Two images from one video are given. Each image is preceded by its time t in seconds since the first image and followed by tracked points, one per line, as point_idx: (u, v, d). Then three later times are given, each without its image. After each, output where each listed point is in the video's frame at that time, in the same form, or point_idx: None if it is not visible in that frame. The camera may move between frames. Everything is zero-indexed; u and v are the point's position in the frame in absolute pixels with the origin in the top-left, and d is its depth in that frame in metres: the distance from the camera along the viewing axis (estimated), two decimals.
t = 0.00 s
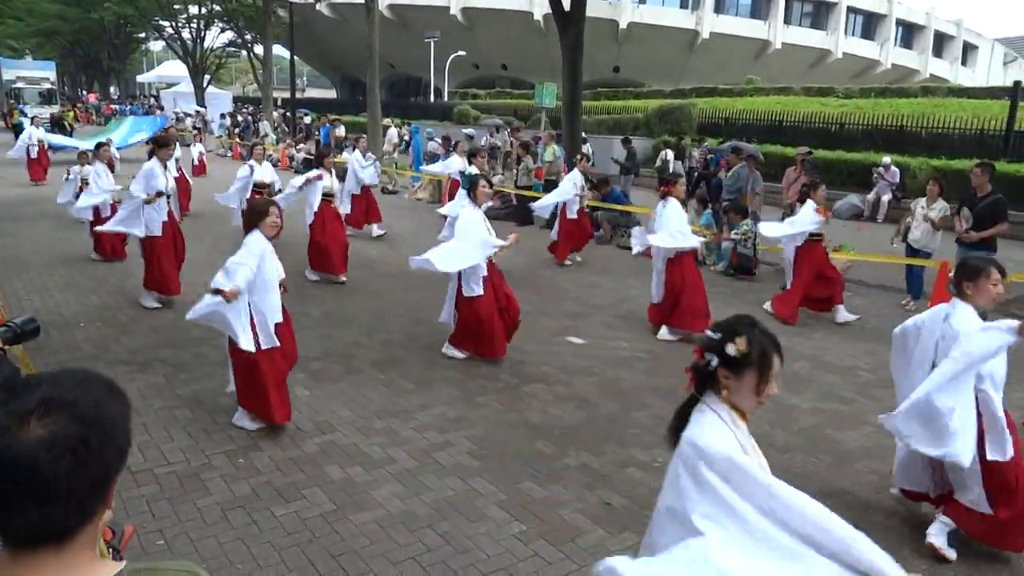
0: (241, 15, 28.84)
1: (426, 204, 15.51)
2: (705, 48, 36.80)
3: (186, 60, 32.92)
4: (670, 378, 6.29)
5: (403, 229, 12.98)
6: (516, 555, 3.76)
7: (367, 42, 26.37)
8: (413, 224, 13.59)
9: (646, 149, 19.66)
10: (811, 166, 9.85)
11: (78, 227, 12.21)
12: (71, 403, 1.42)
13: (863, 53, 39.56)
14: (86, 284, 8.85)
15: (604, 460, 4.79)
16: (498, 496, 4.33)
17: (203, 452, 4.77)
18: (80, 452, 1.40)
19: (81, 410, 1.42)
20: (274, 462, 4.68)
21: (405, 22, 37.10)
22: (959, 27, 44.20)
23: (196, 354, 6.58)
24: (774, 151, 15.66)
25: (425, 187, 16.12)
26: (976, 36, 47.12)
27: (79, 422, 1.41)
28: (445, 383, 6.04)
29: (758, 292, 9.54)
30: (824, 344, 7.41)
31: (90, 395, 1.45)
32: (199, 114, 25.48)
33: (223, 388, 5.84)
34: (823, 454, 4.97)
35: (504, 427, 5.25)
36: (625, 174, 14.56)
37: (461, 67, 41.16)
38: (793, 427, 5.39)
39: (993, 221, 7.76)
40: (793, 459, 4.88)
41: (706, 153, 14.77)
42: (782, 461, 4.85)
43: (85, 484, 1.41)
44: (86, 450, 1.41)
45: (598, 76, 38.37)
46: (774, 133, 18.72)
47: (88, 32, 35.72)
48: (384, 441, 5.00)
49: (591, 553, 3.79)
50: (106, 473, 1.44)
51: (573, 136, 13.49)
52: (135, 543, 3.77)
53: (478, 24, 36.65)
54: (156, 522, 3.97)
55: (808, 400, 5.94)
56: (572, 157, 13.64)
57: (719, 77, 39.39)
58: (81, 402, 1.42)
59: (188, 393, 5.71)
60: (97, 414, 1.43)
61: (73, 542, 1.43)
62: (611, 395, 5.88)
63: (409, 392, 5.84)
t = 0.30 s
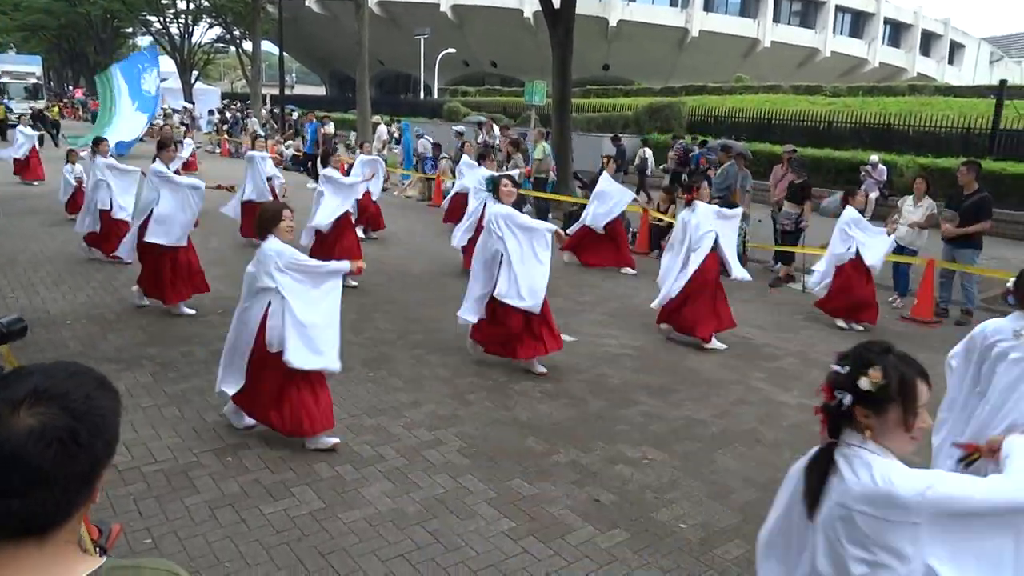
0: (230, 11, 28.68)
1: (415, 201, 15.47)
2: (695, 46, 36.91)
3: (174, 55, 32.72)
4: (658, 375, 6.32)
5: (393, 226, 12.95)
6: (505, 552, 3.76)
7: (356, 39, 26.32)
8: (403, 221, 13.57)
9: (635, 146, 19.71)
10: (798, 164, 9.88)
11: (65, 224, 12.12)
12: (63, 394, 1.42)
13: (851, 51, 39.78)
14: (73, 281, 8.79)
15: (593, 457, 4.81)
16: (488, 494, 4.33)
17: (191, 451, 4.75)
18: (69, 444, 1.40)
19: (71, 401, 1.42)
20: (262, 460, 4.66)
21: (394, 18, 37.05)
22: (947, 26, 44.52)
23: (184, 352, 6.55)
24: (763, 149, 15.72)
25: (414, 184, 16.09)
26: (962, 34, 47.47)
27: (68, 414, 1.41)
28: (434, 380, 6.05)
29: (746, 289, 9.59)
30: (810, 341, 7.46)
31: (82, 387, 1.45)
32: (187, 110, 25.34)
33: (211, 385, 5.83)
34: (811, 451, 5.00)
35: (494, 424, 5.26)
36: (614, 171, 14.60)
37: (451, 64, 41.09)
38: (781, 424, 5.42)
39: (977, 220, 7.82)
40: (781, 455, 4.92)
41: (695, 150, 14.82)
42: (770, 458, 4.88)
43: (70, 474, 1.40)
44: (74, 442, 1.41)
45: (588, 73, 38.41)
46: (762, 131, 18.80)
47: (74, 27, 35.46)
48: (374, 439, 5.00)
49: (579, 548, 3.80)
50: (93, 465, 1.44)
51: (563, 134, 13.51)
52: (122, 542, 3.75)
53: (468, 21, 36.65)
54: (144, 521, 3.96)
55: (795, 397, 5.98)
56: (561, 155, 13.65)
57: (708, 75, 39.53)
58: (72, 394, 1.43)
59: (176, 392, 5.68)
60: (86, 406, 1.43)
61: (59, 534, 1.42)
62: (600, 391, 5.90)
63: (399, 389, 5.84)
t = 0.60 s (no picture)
0: (203, 7, 28.37)
1: (392, 200, 15.41)
2: (670, 45, 37.14)
3: (147, 51, 32.33)
4: (633, 372, 6.36)
5: (369, 225, 12.89)
6: (481, 551, 3.77)
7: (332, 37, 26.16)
8: (379, 219, 13.51)
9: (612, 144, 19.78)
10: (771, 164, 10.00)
11: (33, 223, 11.92)
12: (12, 388, 1.48)
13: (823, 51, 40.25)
14: (42, 280, 8.65)
15: (567, 454, 4.83)
16: (463, 492, 4.33)
17: (162, 452, 4.70)
18: (15, 436, 1.46)
19: (20, 395, 1.48)
20: (235, 461, 4.62)
21: (370, 16, 36.87)
22: (917, 27, 45.19)
23: (155, 352, 6.47)
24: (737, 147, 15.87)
25: (391, 182, 16.03)
26: (932, 35, 48.20)
27: (16, 407, 1.47)
28: (409, 379, 6.03)
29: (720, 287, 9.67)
30: (784, 338, 7.55)
31: (32, 379, 1.51)
32: (160, 108, 25.03)
33: (183, 385, 5.77)
34: (782, 446, 5.05)
35: (469, 423, 5.25)
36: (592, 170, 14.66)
37: (428, 62, 40.99)
38: (753, 420, 5.48)
39: (946, 218, 7.99)
40: (753, 451, 4.97)
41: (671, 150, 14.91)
42: (742, 454, 4.93)
43: (16, 466, 1.47)
44: (20, 436, 1.47)
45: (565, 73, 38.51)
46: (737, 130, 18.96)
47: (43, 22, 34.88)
48: (348, 438, 4.97)
49: (554, 545, 3.82)
50: (41, 458, 1.51)
51: (539, 133, 13.53)
52: (92, 546, 3.70)
53: (445, 19, 36.57)
54: (114, 524, 3.91)
55: (768, 393, 6.04)
56: (538, 153, 13.68)
57: (684, 74, 39.78)
58: (20, 388, 1.49)
59: (147, 392, 5.61)
60: (33, 400, 1.49)
61: (9, 521, 1.49)
62: (575, 389, 5.93)
63: (374, 388, 5.81)
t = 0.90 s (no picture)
0: (177, 7, 28.07)
1: (370, 201, 15.34)
2: (648, 46, 37.31)
3: (120, 52, 31.98)
4: (612, 371, 6.38)
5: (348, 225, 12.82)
6: (461, 552, 3.75)
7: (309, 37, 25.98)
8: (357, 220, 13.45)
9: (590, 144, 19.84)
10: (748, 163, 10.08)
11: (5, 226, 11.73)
12: None
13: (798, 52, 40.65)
14: (13, 284, 8.51)
15: (547, 454, 4.84)
16: (443, 493, 4.32)
17: (139, 457, 4.63)
18: None
19: None
20: (213, 464, 4.58)
21: (347, 16, 36.66)
22: (890, 28, 45.78)
23: (131, 355, 6.39)
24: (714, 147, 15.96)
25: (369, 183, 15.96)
26: (904, 35, 48.82)
27: None
28: (389, 380, 6.01)
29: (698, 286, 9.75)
30: (761, 336, 7.61)
31: None
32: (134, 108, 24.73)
33: (159, 388, 5.70)
34: (760, 444, 5.09)
35: (450, 424, 5.24)
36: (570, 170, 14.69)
37: (405, 62, 40.89)
38: (732, 419, 5.52)
39: (920, 217, 8.08)
40: (732, 449, 5.00)
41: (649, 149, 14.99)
42: (721, 452, 4.96)
43: None
44: None
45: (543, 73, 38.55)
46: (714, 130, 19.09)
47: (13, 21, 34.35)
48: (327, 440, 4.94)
49: (535, 545, 3.82)
50: (13, 459, 1.51)
51: (518, 133, 13.54)
52: (66, 552, 3.64)
53: (423, 19, 36.47)
54: (89, 529, 3.85)
55: (746, 391, 6.09)
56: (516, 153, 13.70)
57: (661, 75, 39.98)
58: None
59: (123, 396, 5.54)
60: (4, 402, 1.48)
61: None
62: (554, 389, 5.93)
63: (353, 390, 5.78)
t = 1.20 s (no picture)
0: (163, 10, 27.93)
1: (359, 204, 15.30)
2: (635, 46, 37.39)
3: (105, 56, 31.80)
4: (603, 371, 6.39)
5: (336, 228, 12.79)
6: (452, 555, 3.75)
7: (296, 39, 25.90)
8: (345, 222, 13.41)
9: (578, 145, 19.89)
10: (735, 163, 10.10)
11: None
12: None
13: (784, 51, 40.86)
14: None
15: (538, 456, 4.84)
16: (433, 496, 4.31)
17: (127, 462, 4.61)
18: None
19: None
20: (202, 469, 4.55)
21: (334, 18, 36.55)
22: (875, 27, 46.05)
23: (118, 361, 6.35)
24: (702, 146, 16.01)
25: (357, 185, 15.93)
26: (889, 34, 49.09)
27: None
28: (379, 382, 6.00)
29: (687, 286, 9.79)
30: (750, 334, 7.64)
31: None
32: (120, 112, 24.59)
33: (147, 394, 5.67)
34: (750, 443, 5.12)
35: (440, 426, 5.24)
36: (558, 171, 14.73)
37: (393, 64, 40.83)
38: (722, 417, 5.54)
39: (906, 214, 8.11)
40: (722, 448, 5.02)
41: (638, 150, 15.02)
42: (711, 451, 4.97)
43: None
44: None
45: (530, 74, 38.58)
46: (702, 130, 19.15)
47: None
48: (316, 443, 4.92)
49: (525, 547, 3.82)
50: None
51: (506, 135, 13.53)
52: (53, 558, 3.62)
53: (410, 21, 36.41)
54: (77, 535, 3.82)
55: (736, 390, 6.11)
56: (504, 155, 13.70)
57: (649, 75, 40.07)
58: None
59: (110, 401, 5.50)
60: None
61: None
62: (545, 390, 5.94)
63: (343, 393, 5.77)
